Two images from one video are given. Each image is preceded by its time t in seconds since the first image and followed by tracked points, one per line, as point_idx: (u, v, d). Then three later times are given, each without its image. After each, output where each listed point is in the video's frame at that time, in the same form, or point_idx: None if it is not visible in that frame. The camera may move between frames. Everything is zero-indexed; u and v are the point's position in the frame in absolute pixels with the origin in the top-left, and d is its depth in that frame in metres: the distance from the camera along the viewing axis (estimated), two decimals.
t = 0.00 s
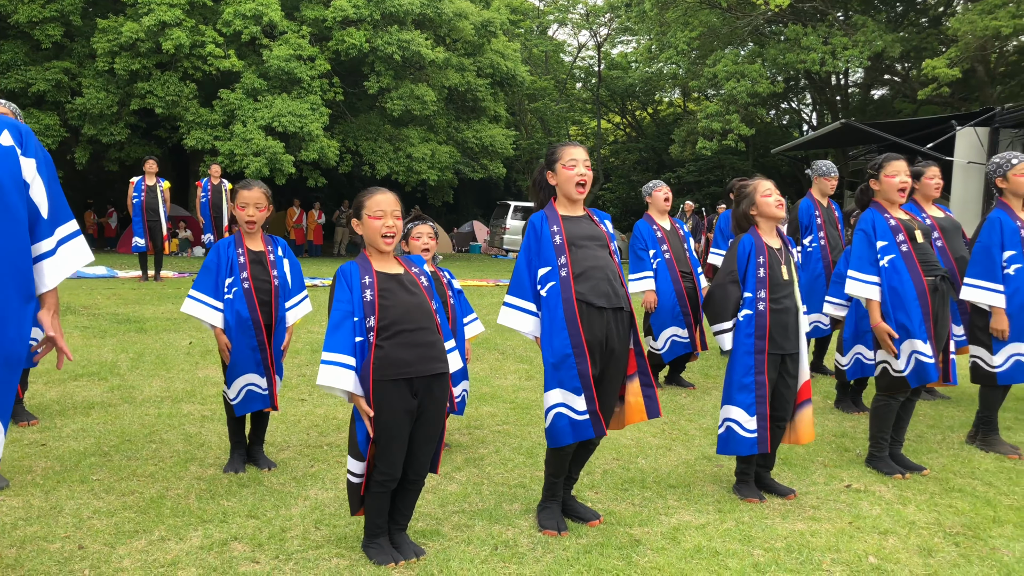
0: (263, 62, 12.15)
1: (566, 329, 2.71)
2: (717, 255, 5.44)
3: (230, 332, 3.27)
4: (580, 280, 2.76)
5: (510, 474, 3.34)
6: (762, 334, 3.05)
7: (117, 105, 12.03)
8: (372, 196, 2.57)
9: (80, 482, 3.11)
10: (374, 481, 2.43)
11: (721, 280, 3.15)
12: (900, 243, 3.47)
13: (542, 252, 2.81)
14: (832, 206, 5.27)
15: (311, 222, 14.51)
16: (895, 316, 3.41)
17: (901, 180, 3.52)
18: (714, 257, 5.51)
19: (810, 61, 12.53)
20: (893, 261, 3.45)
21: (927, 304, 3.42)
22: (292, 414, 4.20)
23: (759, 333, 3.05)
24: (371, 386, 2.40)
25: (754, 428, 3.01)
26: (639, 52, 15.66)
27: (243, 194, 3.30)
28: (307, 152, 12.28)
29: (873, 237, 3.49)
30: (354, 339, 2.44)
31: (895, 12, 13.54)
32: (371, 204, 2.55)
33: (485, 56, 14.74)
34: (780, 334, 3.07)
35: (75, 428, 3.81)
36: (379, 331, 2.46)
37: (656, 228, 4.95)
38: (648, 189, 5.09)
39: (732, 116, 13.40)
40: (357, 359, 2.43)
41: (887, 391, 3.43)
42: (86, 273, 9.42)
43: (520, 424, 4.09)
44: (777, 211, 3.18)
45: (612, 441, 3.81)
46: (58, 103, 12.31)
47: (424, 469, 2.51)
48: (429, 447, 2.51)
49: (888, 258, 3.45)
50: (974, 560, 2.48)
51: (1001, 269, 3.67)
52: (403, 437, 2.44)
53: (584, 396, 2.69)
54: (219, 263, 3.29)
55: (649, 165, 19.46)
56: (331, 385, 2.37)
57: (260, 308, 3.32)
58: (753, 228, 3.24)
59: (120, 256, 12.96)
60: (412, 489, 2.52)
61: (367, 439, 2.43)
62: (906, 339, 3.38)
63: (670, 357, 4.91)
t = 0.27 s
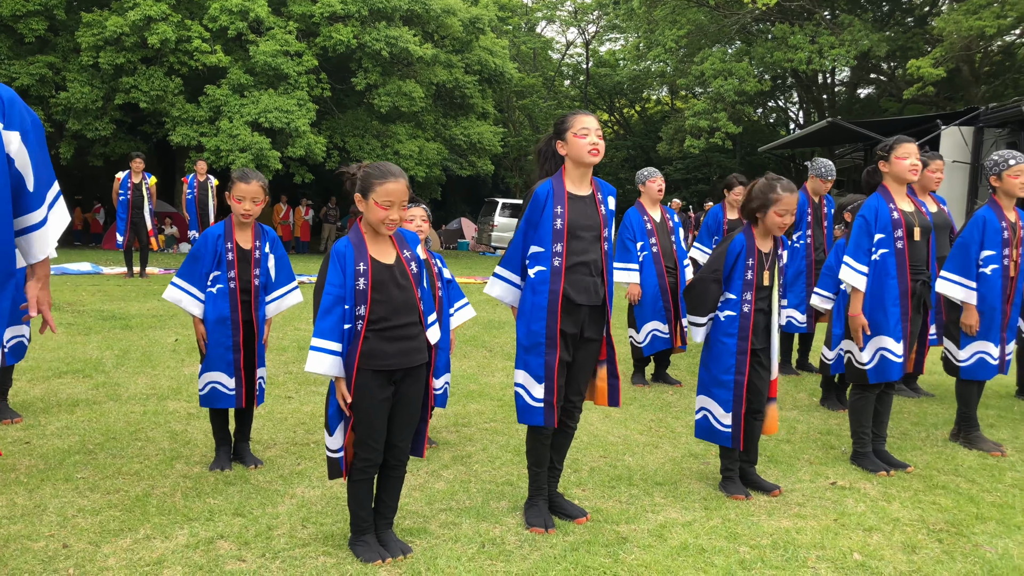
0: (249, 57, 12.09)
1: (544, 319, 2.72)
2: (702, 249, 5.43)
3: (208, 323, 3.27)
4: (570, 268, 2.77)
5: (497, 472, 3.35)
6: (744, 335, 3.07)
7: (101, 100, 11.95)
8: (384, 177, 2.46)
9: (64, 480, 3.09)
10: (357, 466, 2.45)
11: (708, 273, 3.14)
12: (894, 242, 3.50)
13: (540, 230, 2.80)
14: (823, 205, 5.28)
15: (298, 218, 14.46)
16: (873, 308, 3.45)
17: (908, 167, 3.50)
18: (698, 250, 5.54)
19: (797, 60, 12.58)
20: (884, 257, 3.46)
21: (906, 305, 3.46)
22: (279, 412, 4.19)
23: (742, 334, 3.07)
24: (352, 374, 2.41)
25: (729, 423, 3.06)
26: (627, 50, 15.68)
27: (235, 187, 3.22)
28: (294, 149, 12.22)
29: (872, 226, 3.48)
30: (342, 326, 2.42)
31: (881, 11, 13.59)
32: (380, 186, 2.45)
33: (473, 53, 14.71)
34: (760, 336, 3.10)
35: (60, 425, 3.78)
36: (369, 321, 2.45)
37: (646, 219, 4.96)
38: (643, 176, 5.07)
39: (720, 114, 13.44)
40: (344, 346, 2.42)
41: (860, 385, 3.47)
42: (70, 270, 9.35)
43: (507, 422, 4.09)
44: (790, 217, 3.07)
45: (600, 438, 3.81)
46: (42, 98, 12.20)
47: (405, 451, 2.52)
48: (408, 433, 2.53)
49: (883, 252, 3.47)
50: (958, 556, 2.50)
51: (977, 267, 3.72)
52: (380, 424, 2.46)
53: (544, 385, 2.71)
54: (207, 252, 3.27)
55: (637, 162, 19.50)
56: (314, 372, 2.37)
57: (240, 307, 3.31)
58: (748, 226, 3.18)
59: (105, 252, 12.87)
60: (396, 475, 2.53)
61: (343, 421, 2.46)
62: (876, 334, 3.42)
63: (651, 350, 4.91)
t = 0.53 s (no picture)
0: (238, 53, 12.04)
1: (512, 324, 2.75)
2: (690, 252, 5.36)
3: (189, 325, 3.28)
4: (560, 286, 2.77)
5: (487, 469, 3.34)
6: (721, 355, 3.05)
7: (89, 96, 11.87)
8: (415, 248, 2.25)
9: (51, 478, 3.07)
10: (332, 455, 2.46)
11: (704, 288, 3.00)
12: (898, 259, 3.43)
13: (537, 246, 2.77)
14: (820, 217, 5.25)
15: (287, 215, 14.41)
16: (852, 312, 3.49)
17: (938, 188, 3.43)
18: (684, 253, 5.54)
19: (786, 58, 12.63)
20: (881, 271, 3.44)
21: (886, 324, 3.46)
22: (267, 410, 4.17)
23: (719, 354, 3.05)
24: (332, 381, 2.42)
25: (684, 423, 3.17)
26: (617, 48, 15.71)
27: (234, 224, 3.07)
28: (283, 145, 12.18)
29: (879, 240, 3.41)
30: (333, 336, 2.37)
31: (870, 10, 13.64)
32: (405, 252, 2.25)
33: (464, 50, 14.68)
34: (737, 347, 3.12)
35: (46, 423, 3.76)
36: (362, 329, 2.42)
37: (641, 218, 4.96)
38: (649, 173, 4.99)
39: (709, 112, 13.48)
40: (333, 351, 2.39)
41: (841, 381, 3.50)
42: (57, 266, 9.30)
43: (496, 419, 4.09)
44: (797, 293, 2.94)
45: (589, 435, 3.82)
46: (28, 93, 12.10)
47: (387, 443, 2.52)
48: (388, 425, 2.53)
49: (880, 267, 3.44)
50: (944, 552, 2.52)
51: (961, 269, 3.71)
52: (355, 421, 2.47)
53: (492, 377, 2.80)
54: (199, 267, 3.19)
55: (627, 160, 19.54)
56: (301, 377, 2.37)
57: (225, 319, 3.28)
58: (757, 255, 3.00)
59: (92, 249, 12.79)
60: (377, 467, 2.52)
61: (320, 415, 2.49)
62: (842, 334, 3.50)
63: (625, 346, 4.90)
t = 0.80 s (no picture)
0: (229, 49, 11.99)
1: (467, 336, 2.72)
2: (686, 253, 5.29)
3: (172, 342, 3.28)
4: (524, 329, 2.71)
5: (478, 465, 3.34)
6: (696, 355, 3.06)
7: (78, 91, 11.80)
8: (399, 312, 2.21)
9: (39, 475, 3.06)
10: (318, 451, 2.45)
11: (693, 294, 2.99)
12: (875, 314, 3.40)
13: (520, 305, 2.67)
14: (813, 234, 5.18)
15: (278, 212, 14.36)
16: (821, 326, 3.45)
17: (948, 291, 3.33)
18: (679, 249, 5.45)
19: (778, 56, 12.66)
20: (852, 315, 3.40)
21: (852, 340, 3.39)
22: (258, 406, 4.16)
23: (693, 355, 3.06)
24: (324, 393, 2.41)
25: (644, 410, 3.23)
26: (609, 45, 15.73)
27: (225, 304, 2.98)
28: (275, 141, 12.14)
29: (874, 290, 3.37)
30: (328, 355, 2.37)
31: (861, 8, 13.69)
32: (397, 330, 2.25)
33: (455, 46, 14.66)
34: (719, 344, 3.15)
35: (35, 419, 3.74)
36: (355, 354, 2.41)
37: (639, 223, 4.87)
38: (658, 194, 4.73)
39: (701, 110, 13.49)
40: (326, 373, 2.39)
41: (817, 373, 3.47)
42: (47, 262, 9.24)
43: (487, 415, 4.09)
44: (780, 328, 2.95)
45: (580, 431, 3.82)
46: (17, 88, 12.02)
47: (374, 436, 2.50)
48: (376, 419, 2.51)
49: (857, 310, 3.40)
50: (933, 547, 2.53)
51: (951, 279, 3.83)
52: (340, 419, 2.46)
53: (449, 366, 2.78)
54: (190, 302, 3.20)
55: (619, 157, 19.56)
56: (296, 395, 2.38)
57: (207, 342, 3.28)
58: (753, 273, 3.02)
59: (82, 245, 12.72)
60: (366, 460, 2.51)
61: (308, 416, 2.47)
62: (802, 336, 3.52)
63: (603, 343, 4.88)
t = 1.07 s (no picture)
0: (220, 45, 11.95)
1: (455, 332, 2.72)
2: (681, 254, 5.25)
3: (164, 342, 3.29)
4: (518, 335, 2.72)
5: (468, 463, 3.34)
6: (686, 355, 3.05)
7: (68, 87, 11.74)
8: (388, 318, 2.20)
9: (26, 473, 3.04)
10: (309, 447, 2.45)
11: (681, 292, 2.99)
12: (865, 317, 3.39)
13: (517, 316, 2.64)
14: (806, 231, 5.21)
15: (270, 209, 14.31)
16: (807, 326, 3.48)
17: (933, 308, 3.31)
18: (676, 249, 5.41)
19: (769, 54, 12.69)
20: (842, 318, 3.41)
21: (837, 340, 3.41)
22: (248, 404, 4.15)
23: (683, 353, 3.05)
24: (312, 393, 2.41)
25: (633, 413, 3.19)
26: (601, 43, 15.75)
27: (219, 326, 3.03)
28: (266, 139, 12.10)
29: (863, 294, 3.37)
30: (317, 358, 2.37)
31: (852, 8, 13.74)
32: (387, 333, 2.24)
33: (447, 44, 14.64)
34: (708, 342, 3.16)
35: (23, 417, 3.72)
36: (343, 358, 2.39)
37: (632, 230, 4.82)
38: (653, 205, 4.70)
39: (693, 109, 13.50)
40: (313, 374, 2.37)
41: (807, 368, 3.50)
42: (36, 260, 9.19)
43: (478, 413, 4.09)
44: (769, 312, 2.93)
45: (570, 429, 3.82)
46: (6, 84, 11.95)
47: (365, 434, 2.50)
48: (367, 417, 2.50)
49: (847, 310, 3.41)
50: (921, 544, 2.54)
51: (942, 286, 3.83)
52: (332, 419, 2.45)
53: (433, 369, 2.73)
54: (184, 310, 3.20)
55: (611, 156, 19.58)
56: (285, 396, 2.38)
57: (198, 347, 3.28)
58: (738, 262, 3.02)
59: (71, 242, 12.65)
60: (357, 459, 2.50)
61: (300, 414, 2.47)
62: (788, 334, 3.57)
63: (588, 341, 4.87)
